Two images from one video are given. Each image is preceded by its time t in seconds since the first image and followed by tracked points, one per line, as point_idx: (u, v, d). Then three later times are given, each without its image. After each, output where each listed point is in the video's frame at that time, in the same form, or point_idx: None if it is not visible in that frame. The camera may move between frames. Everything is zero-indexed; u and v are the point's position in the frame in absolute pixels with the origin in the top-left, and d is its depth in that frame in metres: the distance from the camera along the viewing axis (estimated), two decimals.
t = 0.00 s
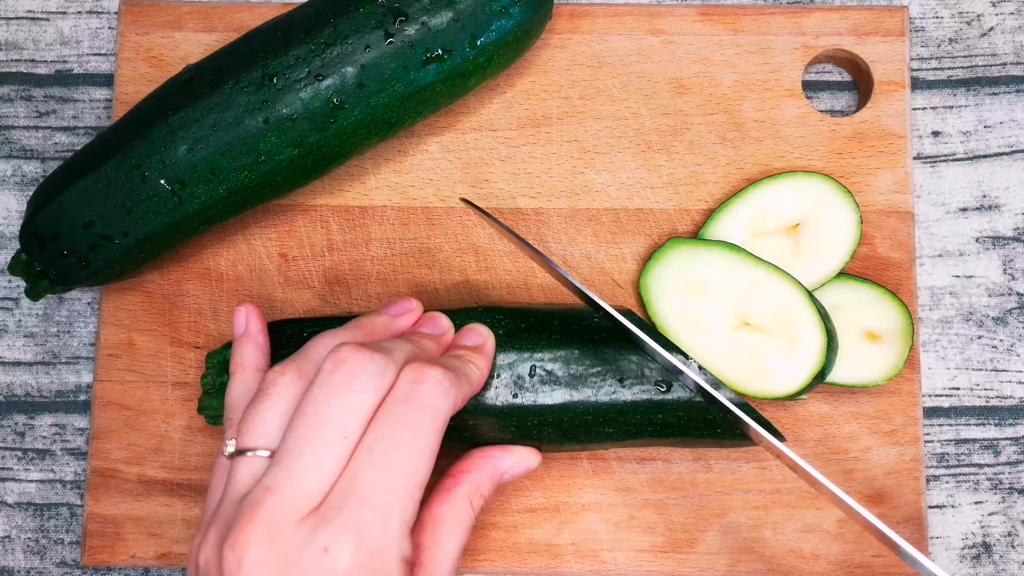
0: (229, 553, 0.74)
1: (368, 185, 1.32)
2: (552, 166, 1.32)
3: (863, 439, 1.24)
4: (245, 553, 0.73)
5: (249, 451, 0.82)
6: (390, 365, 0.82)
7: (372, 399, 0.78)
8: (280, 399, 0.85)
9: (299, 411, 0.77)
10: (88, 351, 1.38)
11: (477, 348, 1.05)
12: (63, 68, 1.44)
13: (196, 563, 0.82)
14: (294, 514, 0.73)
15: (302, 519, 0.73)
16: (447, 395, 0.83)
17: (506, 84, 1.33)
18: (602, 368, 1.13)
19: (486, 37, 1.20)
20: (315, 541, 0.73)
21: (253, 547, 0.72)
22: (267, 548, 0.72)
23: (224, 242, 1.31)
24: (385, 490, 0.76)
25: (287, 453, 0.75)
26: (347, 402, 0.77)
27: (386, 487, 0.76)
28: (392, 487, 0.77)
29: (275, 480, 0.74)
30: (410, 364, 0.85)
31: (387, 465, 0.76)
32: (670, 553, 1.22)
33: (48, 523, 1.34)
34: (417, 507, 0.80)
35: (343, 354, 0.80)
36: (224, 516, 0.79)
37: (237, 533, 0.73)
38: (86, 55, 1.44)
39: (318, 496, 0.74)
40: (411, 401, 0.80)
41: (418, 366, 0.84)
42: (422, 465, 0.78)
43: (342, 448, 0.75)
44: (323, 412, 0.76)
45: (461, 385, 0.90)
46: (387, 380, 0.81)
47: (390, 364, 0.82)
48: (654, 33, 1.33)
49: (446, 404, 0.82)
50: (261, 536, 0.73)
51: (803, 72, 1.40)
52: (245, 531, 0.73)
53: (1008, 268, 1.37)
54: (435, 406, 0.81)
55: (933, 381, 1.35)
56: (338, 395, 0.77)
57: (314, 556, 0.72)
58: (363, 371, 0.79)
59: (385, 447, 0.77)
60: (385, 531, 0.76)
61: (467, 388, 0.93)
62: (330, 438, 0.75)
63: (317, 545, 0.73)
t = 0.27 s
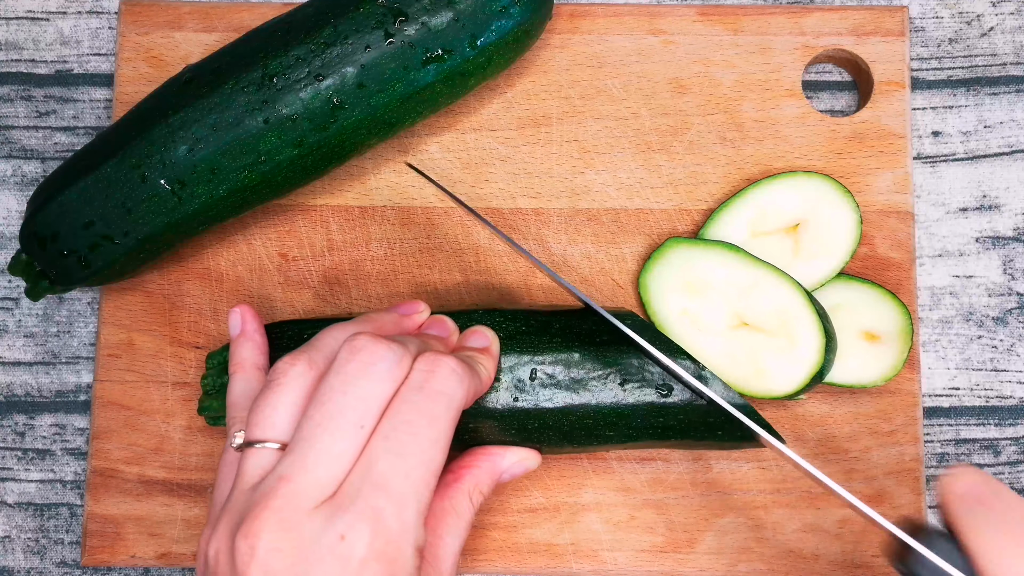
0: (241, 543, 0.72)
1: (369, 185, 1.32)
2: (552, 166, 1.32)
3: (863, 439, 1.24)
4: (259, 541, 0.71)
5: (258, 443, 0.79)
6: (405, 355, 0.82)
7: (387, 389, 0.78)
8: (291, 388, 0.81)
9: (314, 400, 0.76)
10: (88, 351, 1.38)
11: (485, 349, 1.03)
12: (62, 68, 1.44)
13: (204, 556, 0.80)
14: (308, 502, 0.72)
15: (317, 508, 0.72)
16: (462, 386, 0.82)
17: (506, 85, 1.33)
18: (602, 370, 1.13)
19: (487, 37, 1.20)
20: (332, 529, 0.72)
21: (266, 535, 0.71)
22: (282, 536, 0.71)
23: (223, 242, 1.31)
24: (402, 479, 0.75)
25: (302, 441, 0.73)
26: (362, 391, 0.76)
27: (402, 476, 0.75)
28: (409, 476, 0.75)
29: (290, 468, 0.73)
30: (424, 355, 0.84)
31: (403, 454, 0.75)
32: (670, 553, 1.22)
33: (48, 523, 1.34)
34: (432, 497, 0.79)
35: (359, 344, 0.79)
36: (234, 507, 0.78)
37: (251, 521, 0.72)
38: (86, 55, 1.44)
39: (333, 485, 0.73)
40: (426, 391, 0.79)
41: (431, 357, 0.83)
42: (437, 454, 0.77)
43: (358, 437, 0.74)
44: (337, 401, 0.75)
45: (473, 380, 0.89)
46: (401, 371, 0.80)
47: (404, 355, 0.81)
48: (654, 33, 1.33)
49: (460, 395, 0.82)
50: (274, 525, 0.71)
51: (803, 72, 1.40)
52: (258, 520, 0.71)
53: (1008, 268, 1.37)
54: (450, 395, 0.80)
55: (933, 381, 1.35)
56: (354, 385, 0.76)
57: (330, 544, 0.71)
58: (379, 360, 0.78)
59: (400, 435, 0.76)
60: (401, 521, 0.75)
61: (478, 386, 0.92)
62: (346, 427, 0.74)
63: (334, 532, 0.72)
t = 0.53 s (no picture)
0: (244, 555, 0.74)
1: (368, 185, 1.32)
2: (552, 166, 1.32)
3: (863, 439, 1.24)
4: (263, 554, 0.73)
5: (255, 453, 0.81)
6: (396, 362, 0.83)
7: (377, 393, 0.79)
8: (285, 396, 0.83)
9: (305, 409, 0.77)
10: (88, 351, 1.38)
11: (480, 353, 1.04)
12: (62, 68, 1.44)
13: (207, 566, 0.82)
14: (310, 514, 0.74)
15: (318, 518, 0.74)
16: (458, 390, 0.84)
17: (506, 84, 1.33)
18: (602, 374, 1.13)
19: (486, 37, 1.20)
20: (334, 539, 0.74)
21: (269, 548, 0.73)
22: (286, 548, 0.73)
23: (223, 243, 1.31)
24: (402, 488, 0.77)
25: (296, 452, 0.75)
26: (355, 399, 0.77)
27: (402, 484, 0.77)
28: (409, 484, 0.77)
29: (286, 479, 0.74)
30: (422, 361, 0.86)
31: (402, 463, 0.77)
32: (670, 554, 1.22)
33: (48, 523, 1.34)
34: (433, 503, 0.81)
35: (346, 348, 0.80)
36: (235, 517, 0.79)
37: (252, 534, 0.74)
38: (86, 55, 1.44)
39: (332, 496, 0.75)
40: (421, 399, 0.81)
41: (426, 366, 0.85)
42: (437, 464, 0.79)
43: (351, 444, 0.75)
44: (330, 412, 0.76)
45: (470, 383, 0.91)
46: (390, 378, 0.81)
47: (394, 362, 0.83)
48: (654, 32, 1.33)
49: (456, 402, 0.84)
50: (277, 536, 0.73)
51: (803, 72, 1.40)
52: (259, 533, 0.73)
53: (1008, 268, 1.37)
54: (446, 404, 0.82)
55: (933, 381, 1.35)
56: (343, 391, 0.77)
57: (334, 556, 0.74)
58: (366, 364, 0.80)
59: (399, 445, 0.77)
60: (403, 530, 0.77)
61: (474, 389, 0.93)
62: (339, 436, 0.75)
63: (337, 545, 0.74)
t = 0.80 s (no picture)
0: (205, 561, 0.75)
1: (368, 185, 1.32)
2: (552, 165, 1.32)
3: (863, 439, 1.24)
4: (234, 495, 0.76)
5: (204, 413, 0.83)
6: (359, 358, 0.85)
7: (304, 320, 0.84)
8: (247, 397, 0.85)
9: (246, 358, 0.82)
10: (88, 351, 1.38)
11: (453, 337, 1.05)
12: (62, 69, 1.44)
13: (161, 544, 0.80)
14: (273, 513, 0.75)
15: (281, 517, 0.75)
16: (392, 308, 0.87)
17: (506, 84, 1.33)
18: (603, 363, 1.14)
19: (486, 37, 1.20)
20: (299, 475, 0.76)
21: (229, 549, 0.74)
22: (251, 489, 0.76)
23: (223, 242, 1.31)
24: (356, 408, 0.78)
25: (247, 396, 0.79)
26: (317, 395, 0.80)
27: (354, 397, 0.79)
28: (361, 403, 0.79)
29: (245, 429, 0.78)
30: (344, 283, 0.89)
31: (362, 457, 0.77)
32: (670, 553, 1.22)
33: (48, 523, 1.34)
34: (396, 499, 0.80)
35: (266, 282, 0.86)
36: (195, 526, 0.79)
37: (217, 487, 0.77)
38: (86, 55, 1.44)
39: (287, 436, 0.78)
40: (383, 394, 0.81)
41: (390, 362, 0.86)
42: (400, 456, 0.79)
43: (292, 378, 0.80)
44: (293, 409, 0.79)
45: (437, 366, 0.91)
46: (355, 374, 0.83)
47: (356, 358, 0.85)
48: (654, 32, 1.33)
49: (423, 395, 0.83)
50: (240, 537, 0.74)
51: (803, 72, 1.40)
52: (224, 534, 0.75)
53: (1008, 268, 1.37)
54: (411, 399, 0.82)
55: (933, 381, 1.35)
56: (273, 326, 0.83)
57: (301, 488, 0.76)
58: (289, 297, 0.85)
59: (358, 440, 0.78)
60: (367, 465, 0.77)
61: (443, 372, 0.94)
62: (281, 368, 0.80)
63: (301, 479, 0.76)
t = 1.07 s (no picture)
0: (172, 530, 0.73)
1: (368, 185, 1.32)
2: (552, 165, 1.32)
3: (863, 439, 1.24)
4: (194, 528, 0.72)
5: (189, 428, 0.81)
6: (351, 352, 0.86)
7: (332, 382, 0.81)
8: (229, 376, 0.84)
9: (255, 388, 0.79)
10: (88, 351, 1.38)
11: (436, 320, 1.04)
12: (63, 69, 1.44)
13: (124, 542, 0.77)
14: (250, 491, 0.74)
15: (256, 494, 0.74)
16: (405, 391, 0.86)
17: (506, 84, 1.33)
18: (603, 359, 1.13)
19: (487, 37, 1.20)
20: (271, 511, 0.73)
21: (202, 517, 0.72)
22: (218, 520, 0.72)
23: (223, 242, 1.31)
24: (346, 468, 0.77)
25: (244, 425, 0.76)
26: (309, 380, 0.80)
27: (347, 464, 0.77)
28: (352, 464, 0.78)
29: (230, 452, 0.75)
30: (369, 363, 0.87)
31: (346, 443, 0.78)
32: (670, 554, 1.22)
33: (48, 523, 1.34)
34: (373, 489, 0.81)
35: (308, 336, 0.83)
36: (162, 494, 0.77)
37: (186, 505, 0.73)
38: (86, 55, 1.44)
39: (274, 471, 0.75)
40: (371, 390, 0.83)
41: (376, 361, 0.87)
42: (379, 446, 0.81)
43: (302, 426, 0.77)
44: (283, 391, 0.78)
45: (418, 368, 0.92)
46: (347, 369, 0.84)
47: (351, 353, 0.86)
48: (654, 32, 1.33)
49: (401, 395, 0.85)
50: (211, 509, 0.73)
51: (803, 72, 1.40)
52: (195, 505, 0.73)
53: (1008, 268, 1.37)
54: (394, 396, 0.84)
55: (933, 381, 1.35)
56: (300, 374, 0.80)
57: (271, 526, 0.73)
58: (324, 356, 0.82)
59: (344, 427, 0.79)
60: (341, 504, 0.76)
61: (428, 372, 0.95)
62: (288, 415, 0.77)
63: (273, 514, 0.73)
